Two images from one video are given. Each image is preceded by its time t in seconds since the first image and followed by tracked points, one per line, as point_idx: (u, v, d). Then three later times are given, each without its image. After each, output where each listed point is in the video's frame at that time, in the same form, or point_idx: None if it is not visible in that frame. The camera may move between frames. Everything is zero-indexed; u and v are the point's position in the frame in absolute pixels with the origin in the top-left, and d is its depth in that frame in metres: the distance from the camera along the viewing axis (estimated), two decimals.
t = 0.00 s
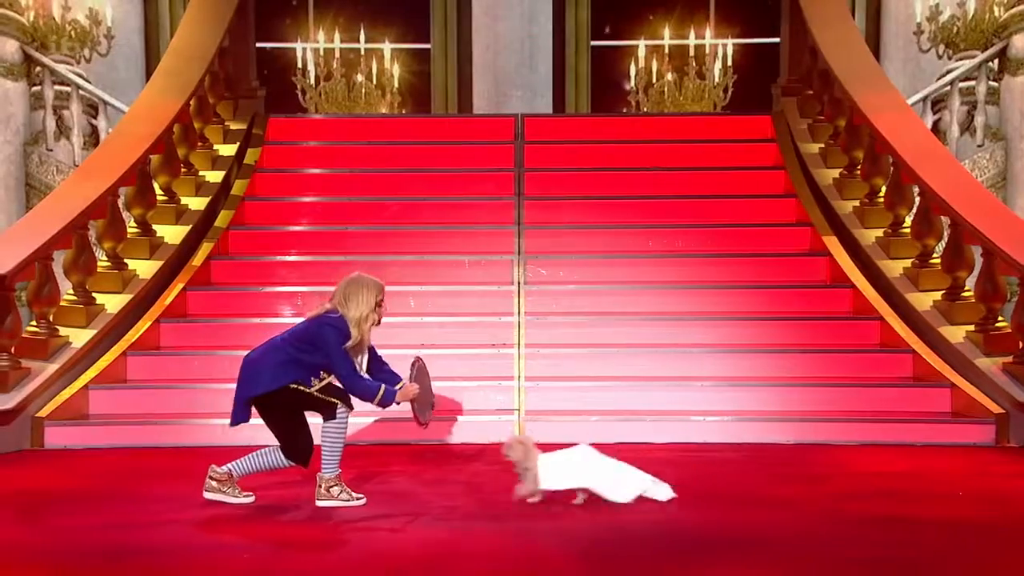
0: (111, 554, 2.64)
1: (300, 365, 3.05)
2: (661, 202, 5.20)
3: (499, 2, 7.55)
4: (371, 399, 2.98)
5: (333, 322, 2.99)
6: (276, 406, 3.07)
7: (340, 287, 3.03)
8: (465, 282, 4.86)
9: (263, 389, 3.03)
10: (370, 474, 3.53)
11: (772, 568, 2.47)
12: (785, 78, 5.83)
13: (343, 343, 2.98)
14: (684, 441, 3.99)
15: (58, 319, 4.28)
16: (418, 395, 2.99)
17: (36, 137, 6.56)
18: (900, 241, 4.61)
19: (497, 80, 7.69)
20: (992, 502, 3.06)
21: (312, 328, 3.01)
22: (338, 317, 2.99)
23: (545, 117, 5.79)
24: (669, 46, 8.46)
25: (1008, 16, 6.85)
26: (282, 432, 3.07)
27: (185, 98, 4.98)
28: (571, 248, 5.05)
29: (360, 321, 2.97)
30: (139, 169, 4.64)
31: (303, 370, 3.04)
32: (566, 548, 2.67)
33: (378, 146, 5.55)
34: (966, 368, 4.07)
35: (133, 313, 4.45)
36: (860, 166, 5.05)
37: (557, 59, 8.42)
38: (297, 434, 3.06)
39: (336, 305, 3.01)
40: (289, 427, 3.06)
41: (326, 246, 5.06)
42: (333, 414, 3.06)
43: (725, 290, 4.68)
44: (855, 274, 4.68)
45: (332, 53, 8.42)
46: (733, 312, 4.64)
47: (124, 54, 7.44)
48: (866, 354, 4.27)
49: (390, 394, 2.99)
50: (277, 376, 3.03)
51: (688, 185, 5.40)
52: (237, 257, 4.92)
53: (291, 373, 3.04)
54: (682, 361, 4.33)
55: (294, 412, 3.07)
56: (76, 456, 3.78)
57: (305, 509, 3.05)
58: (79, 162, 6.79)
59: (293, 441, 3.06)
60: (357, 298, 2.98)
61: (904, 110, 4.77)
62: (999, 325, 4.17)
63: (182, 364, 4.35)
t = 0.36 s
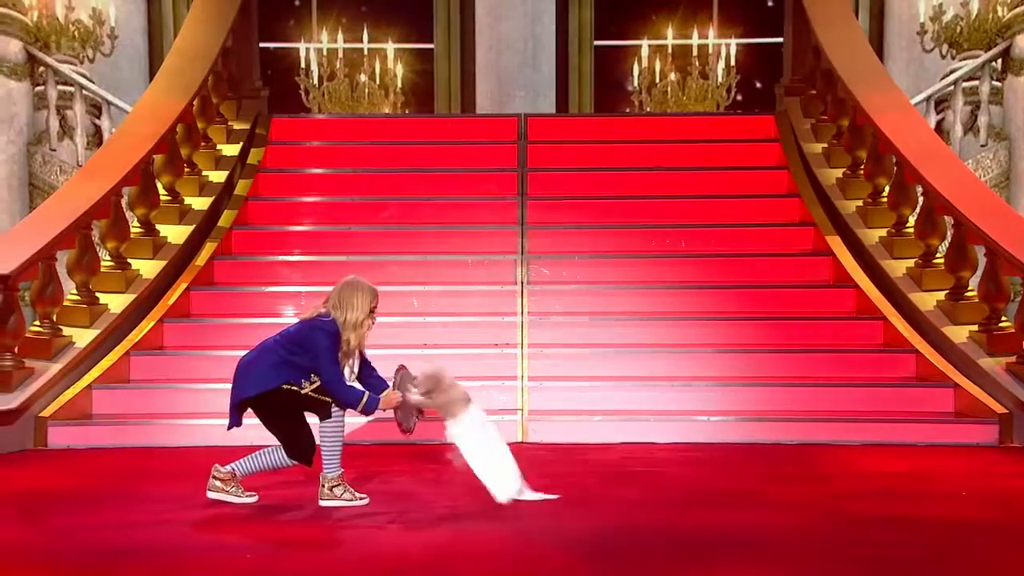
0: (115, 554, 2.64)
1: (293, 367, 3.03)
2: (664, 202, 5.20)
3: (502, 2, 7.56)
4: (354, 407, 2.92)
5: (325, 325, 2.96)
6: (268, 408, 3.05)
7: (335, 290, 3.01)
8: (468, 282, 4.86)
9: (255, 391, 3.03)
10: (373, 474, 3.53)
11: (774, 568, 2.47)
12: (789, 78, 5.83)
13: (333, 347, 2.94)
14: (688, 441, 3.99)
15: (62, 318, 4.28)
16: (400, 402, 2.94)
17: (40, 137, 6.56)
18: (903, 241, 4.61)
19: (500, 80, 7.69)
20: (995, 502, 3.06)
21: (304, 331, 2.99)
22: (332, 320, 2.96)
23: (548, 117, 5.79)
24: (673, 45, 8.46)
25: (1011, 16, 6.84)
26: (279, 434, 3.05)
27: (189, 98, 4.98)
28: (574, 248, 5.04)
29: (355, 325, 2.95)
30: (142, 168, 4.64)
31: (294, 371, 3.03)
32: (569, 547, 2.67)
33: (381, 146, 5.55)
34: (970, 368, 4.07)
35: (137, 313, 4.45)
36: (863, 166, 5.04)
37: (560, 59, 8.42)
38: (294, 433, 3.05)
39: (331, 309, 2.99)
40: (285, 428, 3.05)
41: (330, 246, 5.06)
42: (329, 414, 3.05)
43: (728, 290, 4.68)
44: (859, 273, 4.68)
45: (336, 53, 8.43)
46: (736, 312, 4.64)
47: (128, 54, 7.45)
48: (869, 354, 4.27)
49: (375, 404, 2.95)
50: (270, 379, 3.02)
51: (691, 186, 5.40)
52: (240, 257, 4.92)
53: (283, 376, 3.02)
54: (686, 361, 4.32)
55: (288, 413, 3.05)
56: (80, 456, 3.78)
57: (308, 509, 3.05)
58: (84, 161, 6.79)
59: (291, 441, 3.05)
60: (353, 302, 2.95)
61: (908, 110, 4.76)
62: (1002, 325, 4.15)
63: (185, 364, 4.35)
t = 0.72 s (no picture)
0: (116, 554, 2.64)
1: (256, 346, 3.01)
2: (665, 202, 5.20)
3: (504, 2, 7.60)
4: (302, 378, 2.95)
5: (284, 295, 2.97)
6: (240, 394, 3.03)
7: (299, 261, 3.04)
8: (470, 282, 4.87)
9: (222, 375, 3.02)
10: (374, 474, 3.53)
11: (776, 568, 2.47)
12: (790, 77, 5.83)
13: (292, 317, 2.96)
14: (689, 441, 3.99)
15: (63, 318, 4.28)
16: (343, 374, 2.99)
17: (41, 137, 6.54)
18: (904, 241, 4.61)
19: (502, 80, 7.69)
20: (996, 502, 3.06)
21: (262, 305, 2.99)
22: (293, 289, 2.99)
23: (549, 117, 5.79)
24: (674, 45, 8.47)
25: (1012, 16, 6.84)
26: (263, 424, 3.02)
27: (189, 98, 4.98)
28: (576, 248, 5.04)
29: (320, 291, 2.98)
30: (143, 168, 4.64)
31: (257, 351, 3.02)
32: (571, 547, 2.67)
33: (383, 146, 5.55)
34: (971, 368, 4.07)
35: (138, 313, 4.46)
36: (864, 166, 5.04)
37: (562, 59, 8.41)
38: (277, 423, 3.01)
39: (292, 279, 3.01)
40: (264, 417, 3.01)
41: (331, 246, 5.07)
42: (304, 418, 3.02)
43: (729, 290, 4.67)
44: (860, 273, 4.68)
45: (338, 53, 8.43)
46: (737, 312, 4.64)
47: (129, 54, 7.44)
48: (870, 354, 4.27)
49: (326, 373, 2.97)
50: (234, 360, 3.01)
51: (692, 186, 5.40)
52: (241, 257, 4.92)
53: (248, 356, 3.01)
54: (689, 362, 4.32)
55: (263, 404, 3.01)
56: (81, 456, 3.78)
57: (309, 510, 3.05)
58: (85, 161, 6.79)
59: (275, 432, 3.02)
60: (318, 268, 2.98)
61: (909, 110, 4.76)
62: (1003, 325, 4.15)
63: (185, 364, 4.35)
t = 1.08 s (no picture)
0: (119, 554, 2.64)
1: (191, 321, 2.99)
2: (667, 202, 5.20)
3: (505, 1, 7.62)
4: (241, 345, 2.94)
5: (213, 262, 2.96)
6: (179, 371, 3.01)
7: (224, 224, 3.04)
8: (472, 282, 4.87)
9: (157, 356, 2.99)
10: (376, 475, 3.54)
11: (780, 568, 2.47)
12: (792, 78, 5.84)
13: (224, 284, 2.95)
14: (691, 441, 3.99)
15: (65, 318, 4.29)
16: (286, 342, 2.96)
17: (44, 137, 6.55)
18: (907, 241, 4.61)
19: (504, 79, 7.70)
20: (999, 502, 3.06)
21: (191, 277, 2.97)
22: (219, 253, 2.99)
23: (551, 117, 5.79)
24: (676, 45, 8.48)
25: (1015, 16, 6.83)
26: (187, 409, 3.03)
27: (191, 98, 4.98)
28: (578, 248, 5.04)
29: (247, 252, 2.98)
30: (145, 168, 4.65)
31: (193, 325, 2.99)
32: (574, 547, 2.67)
33: (385, 147, 5.56)
34: (974, 368, 4.06)
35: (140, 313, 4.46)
36: (867, 166, 5.04)
37: (563, 58, 8.43)
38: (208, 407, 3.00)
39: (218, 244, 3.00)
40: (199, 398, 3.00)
41: (333, 247, 5.07)
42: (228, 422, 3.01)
43: (732, 290, 4.67)
44: (862, 274, 4.68)
45: (339, 53, 8.44)
46: (739, 312, 4.63)
47: (131, 54, 7.45)
48: (873, 354, 4.27)
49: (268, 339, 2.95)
50: (169, 336, 2.99)
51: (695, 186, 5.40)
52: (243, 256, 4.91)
53: (184, 331, 2.99)
54: (691, 361, 4.31)
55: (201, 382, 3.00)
56: (84, 457, 3.78)
57: (312, 510, 3.06)
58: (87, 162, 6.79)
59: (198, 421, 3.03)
60: (243, 229, 2.98)
61: (913, 110, 4.76)
62: (1006, 325, 4.15)
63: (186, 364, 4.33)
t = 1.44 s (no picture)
0: (138, 554, 2.65)
1: (118, 312, 2.93)
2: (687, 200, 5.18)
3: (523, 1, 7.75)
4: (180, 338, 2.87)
5: (144, 255, 2.89)
6: (108, 357, 2.95)
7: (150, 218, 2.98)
8: (492, 282, 4.87)
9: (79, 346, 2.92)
10: (394, 475, 3.54)
11: (798, 568, 2.47)
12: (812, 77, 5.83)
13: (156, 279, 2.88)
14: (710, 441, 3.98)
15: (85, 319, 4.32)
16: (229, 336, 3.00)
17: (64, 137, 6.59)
18: (927, 241, 4.59)
19: (523, 78, 7.83)
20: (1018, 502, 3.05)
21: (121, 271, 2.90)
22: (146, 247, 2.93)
23: (570, 117, 5.78)
24: (696, 45, 8.47)
25: None
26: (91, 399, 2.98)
27: (211, 98, 5.00)
28: (597, 248, 5.04)
29: (174, 247, 2.94)
30: (165, 168, 4.66)
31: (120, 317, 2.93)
32: (592, 547, 2.67)
33: (403, 146, 5.56)
34: (994, 368, 4.04)
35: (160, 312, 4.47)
36: (886, 166, 5.02)
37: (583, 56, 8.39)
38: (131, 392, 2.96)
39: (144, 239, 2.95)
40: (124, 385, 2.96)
41: (351, 247, 5.07)
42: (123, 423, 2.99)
43: (751, 289, 4.66)
44: (882, 274, 4.66)
45: (358, 54, 8.47)
46: (758, 312, 4.62)
47: (153, 54, 7.50)
48: (893, 354, 4.26)
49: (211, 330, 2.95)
50: (98, 329, 2.92)
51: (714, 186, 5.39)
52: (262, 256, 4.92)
53: (110, 323, 2.93)
54: (710, 362, 4.31)
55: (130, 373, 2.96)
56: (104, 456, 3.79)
57: (330, 510, 3.06)
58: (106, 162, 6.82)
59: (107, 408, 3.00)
60: (170, 224, 2.93)
61: (933, 109, 4.73)
62: None
63: (205, 364, 4.35)
